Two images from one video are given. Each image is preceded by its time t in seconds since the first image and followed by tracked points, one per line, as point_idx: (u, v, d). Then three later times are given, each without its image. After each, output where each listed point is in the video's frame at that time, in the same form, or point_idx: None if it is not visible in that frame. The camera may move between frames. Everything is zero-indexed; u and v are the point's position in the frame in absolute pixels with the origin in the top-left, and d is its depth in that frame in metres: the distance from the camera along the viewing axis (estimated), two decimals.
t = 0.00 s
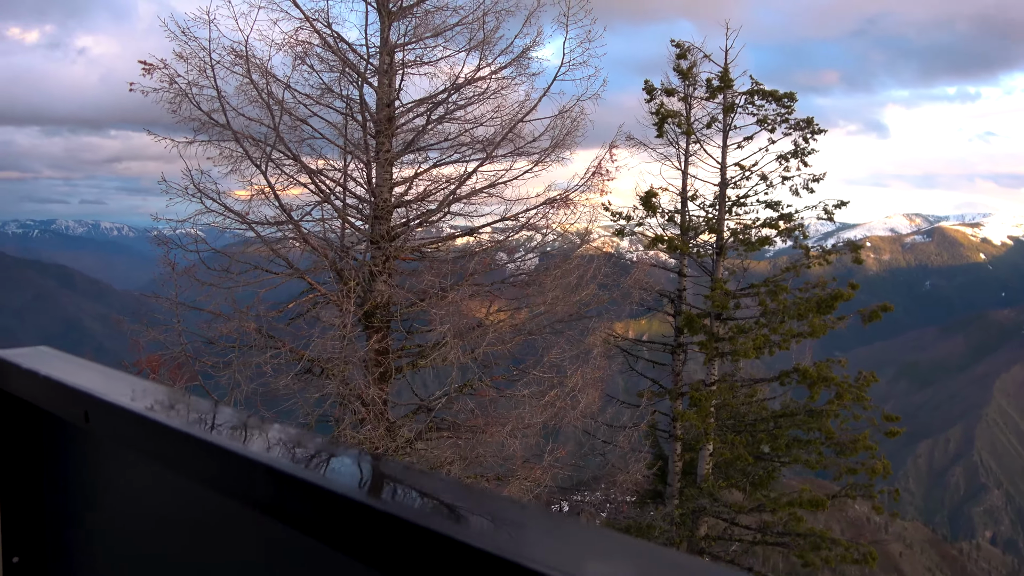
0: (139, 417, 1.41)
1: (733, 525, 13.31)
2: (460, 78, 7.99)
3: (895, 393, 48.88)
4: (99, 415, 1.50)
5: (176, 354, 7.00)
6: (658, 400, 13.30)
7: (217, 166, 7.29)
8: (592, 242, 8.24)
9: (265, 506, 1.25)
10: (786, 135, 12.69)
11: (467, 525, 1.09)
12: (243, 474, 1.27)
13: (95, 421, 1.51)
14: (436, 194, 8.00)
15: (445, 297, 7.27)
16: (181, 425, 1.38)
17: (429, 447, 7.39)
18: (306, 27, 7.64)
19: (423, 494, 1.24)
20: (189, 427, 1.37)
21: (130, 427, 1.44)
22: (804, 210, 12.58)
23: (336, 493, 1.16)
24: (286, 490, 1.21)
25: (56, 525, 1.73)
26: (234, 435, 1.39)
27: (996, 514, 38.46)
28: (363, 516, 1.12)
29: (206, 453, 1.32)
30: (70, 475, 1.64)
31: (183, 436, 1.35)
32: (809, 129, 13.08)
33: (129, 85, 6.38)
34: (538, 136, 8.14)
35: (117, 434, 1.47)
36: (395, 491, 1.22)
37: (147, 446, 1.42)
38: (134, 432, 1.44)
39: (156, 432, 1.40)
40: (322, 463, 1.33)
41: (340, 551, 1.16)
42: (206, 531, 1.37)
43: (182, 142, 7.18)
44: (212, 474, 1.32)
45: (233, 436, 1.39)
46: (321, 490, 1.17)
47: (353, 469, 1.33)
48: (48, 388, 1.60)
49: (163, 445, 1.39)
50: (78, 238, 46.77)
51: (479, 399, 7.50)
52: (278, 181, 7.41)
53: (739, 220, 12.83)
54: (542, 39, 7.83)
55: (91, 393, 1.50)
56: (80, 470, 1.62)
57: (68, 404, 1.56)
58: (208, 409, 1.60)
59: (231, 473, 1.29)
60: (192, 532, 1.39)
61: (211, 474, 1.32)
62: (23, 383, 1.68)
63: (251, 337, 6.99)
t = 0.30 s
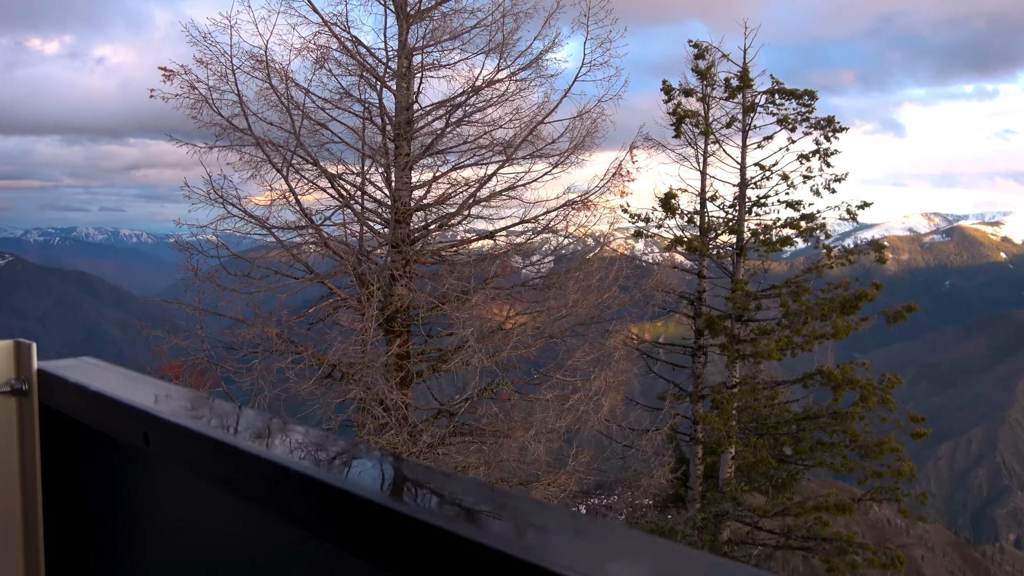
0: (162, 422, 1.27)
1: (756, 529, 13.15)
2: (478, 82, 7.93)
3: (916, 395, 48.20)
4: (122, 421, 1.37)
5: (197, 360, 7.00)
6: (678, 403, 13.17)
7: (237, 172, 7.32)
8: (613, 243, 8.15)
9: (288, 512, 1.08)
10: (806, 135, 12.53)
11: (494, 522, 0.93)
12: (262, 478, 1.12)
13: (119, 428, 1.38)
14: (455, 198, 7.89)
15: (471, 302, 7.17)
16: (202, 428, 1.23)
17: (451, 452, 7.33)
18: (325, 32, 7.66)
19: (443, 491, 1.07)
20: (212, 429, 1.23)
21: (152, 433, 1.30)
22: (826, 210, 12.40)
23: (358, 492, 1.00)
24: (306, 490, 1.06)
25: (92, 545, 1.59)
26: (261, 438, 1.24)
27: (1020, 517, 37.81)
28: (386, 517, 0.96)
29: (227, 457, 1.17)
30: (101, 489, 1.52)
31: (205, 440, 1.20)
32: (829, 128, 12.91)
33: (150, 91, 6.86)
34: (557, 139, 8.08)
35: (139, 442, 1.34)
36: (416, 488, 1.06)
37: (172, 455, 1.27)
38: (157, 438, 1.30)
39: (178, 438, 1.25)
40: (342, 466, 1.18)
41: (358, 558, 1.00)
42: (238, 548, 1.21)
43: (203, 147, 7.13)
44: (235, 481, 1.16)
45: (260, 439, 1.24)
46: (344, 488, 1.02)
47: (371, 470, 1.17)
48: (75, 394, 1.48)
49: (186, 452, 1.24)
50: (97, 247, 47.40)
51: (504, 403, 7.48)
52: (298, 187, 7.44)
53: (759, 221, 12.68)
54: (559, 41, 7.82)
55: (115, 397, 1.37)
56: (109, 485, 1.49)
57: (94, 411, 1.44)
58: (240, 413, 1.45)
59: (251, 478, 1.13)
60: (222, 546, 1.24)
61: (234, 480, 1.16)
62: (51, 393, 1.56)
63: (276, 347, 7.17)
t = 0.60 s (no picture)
0: (217, 467, 1.15)
1: (795, 538, 12.81)
2: (510, 85, 7.81)
3: (955, 400, 46.80)
4: (168, 460, 1.27)
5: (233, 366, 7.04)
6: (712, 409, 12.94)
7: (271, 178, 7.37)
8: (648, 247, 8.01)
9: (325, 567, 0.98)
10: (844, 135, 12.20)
11: (518, 570, 0.85)
12: (304, 526, 1.01)
13: (170, 471, 1.26)
14: (487, 202, 7.80)
15: (507, 309, 7.07)
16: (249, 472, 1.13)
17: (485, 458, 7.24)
18: (357, 38, 7.67)
19: (467, 526, 1.00)
20: (258, 473, 1.12)
21: (198, 475, 1.20)
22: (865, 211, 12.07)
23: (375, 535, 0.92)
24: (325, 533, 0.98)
25: None
26: (306, 481, 1.13)
27: None
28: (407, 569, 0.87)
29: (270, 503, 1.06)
30: (153, 534, 1.40)
31: (249, 484, 1.10)
32: (868, 128, 12.56)
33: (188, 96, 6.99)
34: (590, 142, 7.94)
35: (185, 483, 1.24)
36: (439, 524, 0.99)
37: (218, 500, 1.16)
38: (203, 481, 1.20)
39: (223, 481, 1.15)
40: (364, 495, 1.11)
41: None
42: None
43: (242, 152, 7.27)
44: (278, 529, 1.05)
45: (306, 482, 1.13)
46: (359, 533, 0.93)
47: (397, 501, 1.10)
48: (121, 430, 1.38)
49: (230, 496, 1.14)
50: (134, 254, 48.60)
51: (538, 409, 7.35)
52: (332, 192, 7.42)
53: (796, 223, 12.38)
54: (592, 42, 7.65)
55: (162, 435, 1.28)
56: (156, 524, 1.40)
57: (144, 451, 1.33)
58: (290, 450, 1.34)
59: (295, 528, 1.02)
60: None
61: (278, 529, 1.06)
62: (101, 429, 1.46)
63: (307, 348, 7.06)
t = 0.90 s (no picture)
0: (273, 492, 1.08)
1: (846, 551, 12.39)
2: (554, 90, 7.80)
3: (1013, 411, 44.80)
4: (209, 477, 1.19)
5: (282, 370, 7.17)
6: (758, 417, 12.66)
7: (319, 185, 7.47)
8: (697, 253, 7.87)
9: None
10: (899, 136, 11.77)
11: None
12: (339, 555, 0.95)
13: (219, 495, 1.17)
14: (533, 207, 7.79)
15: (551, 317, 7.07)
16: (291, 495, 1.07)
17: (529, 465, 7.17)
18: (404, 45, 7.75)
19: (495, 558, 0.97)
20: (300, 497, 1.07)
21: (242, 495, 1.13)
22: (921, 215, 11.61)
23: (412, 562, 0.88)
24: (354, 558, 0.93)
25: None
26: (345, 505, 1.08)
27: None
28: None
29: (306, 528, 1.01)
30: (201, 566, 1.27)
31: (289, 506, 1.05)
32: (924, 129, 12.10)
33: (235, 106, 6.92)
34: (635, 146, 7.83)
35: (226, 504, 1.16)
36: (479, 550, 0.98)
37: (257, 522, 1.10)
38: (245, 502, 1.13)
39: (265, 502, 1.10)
40: (399, 519, 1.08)
41: None
42: None
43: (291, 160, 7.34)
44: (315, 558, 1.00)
45: (347, 508, 1.07)
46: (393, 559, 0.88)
47: (428, 524, 1.09)
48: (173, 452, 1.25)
49: (268, 520, 1.08)
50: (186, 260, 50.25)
51: (584, 416, 7.24)
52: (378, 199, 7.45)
53: (847, 227, 12.00)
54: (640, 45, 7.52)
55: (205, 451, 1.21)
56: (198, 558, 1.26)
57: (191, 470, 1.23)
58: (333, 473, 1.29)
59: (329, 555, 0.97)
60: None
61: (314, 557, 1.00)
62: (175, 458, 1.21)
63: (353, 354, 7.01)
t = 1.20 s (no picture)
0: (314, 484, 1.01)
1: (879, 563, 12.10)
2: (585, 94, 7.80)
3: None
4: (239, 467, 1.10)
5: (311, 373, 7.11)
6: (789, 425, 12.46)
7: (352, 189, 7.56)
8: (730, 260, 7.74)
9: None
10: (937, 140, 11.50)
11: None
12: (387, 549, 0.90)
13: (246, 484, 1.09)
14: (564, 211, 7.71)
15: (581, 322, 7.01)
16: (340, 492, 0.99)
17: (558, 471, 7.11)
18: (436, 49, 7.78)
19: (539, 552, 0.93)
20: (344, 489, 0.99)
21: (280, 488, 1.04)
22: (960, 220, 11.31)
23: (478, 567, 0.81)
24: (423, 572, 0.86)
25: None
26: (384, 496, 1.02)
27: None
28: None
29: (372, 532, 0.92)
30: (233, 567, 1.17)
31: (357, 510, 0.94)
32: (963, 133, 11.81)
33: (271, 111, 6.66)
34: (667, 150, 7.75)
35: (280, 503, 1.04)
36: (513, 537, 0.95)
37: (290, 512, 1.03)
38: (304, 503, 1.02)
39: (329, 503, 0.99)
40: (437, 510, 1.02)
41: None
42: None
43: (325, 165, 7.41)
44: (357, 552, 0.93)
45: (386, 500, 1.01)
46: None
47: (466, 513, 1.03)
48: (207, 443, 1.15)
49: (331, 523, 0.97)
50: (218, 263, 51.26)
51: (615, 422, 7.14)
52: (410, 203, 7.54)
53: (883, 233, 11.76)
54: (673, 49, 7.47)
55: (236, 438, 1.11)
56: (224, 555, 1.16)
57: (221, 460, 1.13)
58: (362, 462, 1.22)
59: (379, 553, 0.90)
60: None
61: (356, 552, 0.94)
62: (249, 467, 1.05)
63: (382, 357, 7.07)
